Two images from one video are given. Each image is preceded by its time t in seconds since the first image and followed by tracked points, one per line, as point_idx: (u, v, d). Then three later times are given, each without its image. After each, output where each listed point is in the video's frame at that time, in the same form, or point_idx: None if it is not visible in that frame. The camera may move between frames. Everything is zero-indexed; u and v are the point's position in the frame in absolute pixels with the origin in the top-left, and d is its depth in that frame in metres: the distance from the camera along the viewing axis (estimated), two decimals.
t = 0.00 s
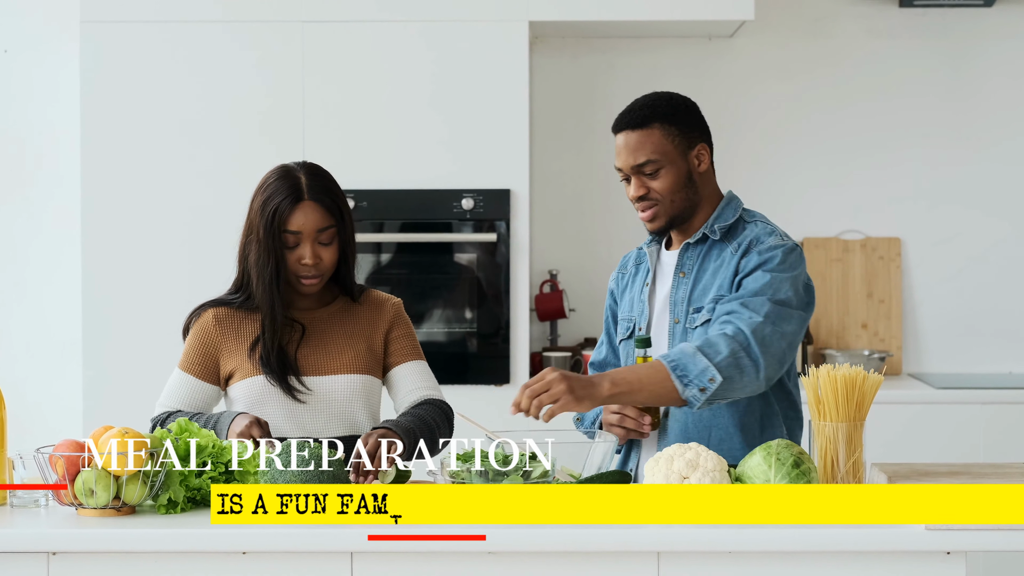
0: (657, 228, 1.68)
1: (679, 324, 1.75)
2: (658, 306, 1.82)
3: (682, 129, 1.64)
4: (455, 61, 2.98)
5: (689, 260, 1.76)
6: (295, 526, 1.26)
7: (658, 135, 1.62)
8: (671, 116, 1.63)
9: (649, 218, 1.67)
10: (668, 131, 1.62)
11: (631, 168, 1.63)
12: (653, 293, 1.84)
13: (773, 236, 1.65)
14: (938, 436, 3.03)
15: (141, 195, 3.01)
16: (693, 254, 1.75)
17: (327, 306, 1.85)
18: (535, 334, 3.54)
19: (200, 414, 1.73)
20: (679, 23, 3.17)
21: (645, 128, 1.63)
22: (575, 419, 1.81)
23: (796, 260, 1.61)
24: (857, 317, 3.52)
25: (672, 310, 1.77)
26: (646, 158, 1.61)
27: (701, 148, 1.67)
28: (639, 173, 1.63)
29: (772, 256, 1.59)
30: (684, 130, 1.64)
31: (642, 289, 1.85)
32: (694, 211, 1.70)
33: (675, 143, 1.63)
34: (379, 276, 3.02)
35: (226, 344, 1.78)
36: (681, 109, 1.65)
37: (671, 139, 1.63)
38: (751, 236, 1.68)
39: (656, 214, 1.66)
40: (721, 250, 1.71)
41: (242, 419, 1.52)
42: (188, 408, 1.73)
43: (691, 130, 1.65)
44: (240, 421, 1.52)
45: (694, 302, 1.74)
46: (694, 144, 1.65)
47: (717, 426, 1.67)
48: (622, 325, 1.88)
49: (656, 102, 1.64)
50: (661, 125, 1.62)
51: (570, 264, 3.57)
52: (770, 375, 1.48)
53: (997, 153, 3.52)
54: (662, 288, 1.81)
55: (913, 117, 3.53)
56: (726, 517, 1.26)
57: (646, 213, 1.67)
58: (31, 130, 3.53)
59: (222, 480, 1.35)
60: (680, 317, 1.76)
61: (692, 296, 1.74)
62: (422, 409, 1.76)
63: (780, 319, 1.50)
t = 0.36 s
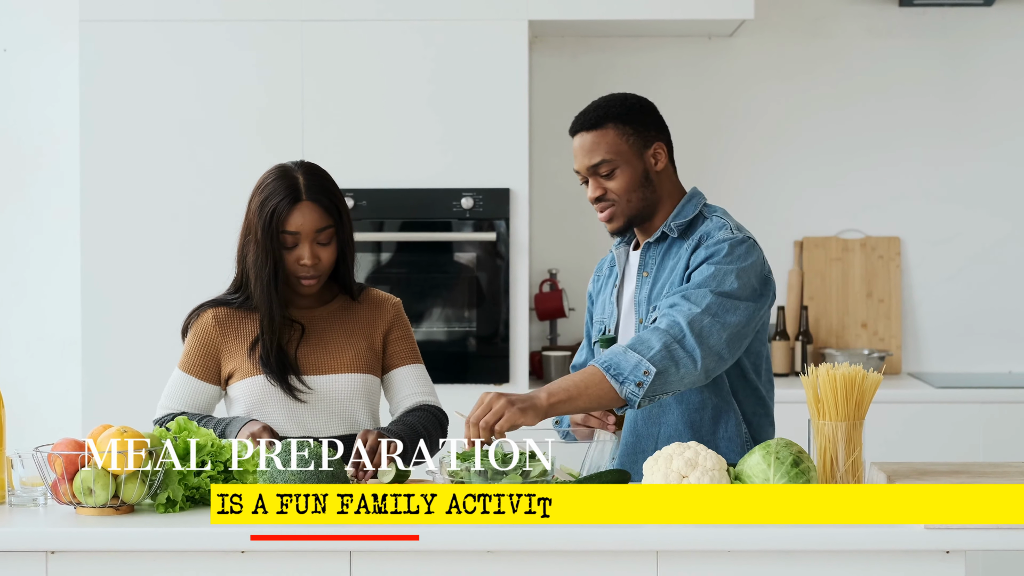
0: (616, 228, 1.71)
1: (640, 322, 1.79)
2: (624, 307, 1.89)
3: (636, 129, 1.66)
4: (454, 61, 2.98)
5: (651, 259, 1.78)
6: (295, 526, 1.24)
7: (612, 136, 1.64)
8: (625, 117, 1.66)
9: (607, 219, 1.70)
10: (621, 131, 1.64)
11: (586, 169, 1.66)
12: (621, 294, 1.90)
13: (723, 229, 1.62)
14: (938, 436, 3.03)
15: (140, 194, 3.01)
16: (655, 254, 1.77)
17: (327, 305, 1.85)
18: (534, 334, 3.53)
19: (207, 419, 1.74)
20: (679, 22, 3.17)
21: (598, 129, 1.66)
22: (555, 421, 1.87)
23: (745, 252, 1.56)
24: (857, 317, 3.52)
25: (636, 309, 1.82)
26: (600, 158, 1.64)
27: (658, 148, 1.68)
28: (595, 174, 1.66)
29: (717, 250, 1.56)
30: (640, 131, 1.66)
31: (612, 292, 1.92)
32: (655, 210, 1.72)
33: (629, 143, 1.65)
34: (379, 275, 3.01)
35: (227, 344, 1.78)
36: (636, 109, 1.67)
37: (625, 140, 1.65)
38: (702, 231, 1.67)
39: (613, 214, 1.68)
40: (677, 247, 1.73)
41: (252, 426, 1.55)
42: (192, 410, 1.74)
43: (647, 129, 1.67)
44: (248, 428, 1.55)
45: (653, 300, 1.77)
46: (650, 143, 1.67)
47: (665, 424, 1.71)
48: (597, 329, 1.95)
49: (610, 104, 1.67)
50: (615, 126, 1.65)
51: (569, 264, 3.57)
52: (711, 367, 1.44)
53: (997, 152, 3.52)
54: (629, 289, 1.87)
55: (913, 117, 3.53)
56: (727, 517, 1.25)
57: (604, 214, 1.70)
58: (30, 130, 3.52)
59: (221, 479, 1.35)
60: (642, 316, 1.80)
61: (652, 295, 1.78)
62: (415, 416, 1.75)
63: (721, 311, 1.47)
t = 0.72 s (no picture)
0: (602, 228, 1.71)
1: (630, 322, 1.79)
2: (608, 308, 1.87)
3: (617, 129, 1.67)
4: (454, 60, 2.98)
5: (637, 258, 1.79)
6: (295, 526, 1.24)
7: (594, 136, 1.65)
8: (605, 117, 1.67)
9: (592, 219, 1.70)
10: (603, 131, 1.65)
11: (570, 171, 1.66)
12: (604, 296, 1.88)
13: (722, 229, 1.67)
14: (937, 435, 3.03)
15: (139, 193, 3.01)
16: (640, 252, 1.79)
17: (326, 304, 1.85)
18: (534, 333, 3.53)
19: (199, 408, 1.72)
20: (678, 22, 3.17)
21: (580, 130, 1.66)
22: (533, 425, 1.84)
23: (751, 254, 1.64)
24: (857, 316, 3.52)
25: (623, 309, 1.81)
26: (584, 158, 1.64)
27: (639, 147, 1.69)
28: (579, 175, 1.66)
29: (727, 254, 1.62)
30: (620, 130, 1.68)
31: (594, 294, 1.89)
32: (638, 208, 1.73)
33: (612, 142, 1.66)
34: (377, 274, 3.01)
35: (227, 338, 1.78)
36: (615, 109, 1.68)
37: (607, 139, 1.66)
38: (693, 231, 1.71)
39: (598, 214, 1.69)
40: (666, 246, 1.75)
41: (251, 411, 1.53)
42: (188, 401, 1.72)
43: (627, 128, 1.68)
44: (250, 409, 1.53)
45: (644, 301, 1.78)
46: (632, 142, 1.68)
47: (670, 424, 1.71)
48: (576, 330, 1.93)
49: (589, 105, 1.68)
50: (596, 126, 1.66)
51: (569, 263, 3.57)
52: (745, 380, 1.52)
53: (997, 152, 3.52)
54: (613, 289, 1.85)
55: (912, 117, 3.53)
56: (727, 518, 1.25)
57: (589, 214, 1.70)
58: (30, 129, 3.52)
59: (219, 478, 1.35)
60: (632, 316, 1.79)
61: (642, 294, 1.78)
62: (414, 416, 1.75)
63: (750, 322, 1.55)
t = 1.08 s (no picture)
0: (603, 227, 1.71)
1: (631, 322, 1.79)
2: (602, 309, 1.85)
3: (618, 128, 1.68)
4: (451, 58, 2.98)
5: (635, 258, 1.79)
6: (294, 526, 1.23)
7: (598, 135, 1.65)
8: (607, 116, 1.67)
9: (593, 218, 1.70)
10: (606, 130, 1.66)
11: (573, 170, 1.65)
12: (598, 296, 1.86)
13: (729, 232, 1.71)
14: (934, 434, 3.03)
15: (135, 192, 3.00)
16: (637, 252, 1.79)
17: (323, 303, 1.84)
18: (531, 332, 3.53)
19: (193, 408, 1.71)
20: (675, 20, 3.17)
21: (583, 129, 1.66)
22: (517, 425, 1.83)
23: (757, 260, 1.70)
24: (854, 314, 3.52)
25: (622, 309, 1.80)
26: (588, 157, 1.64)
27: (638, 146, 1.71)
28: (582, 174, 1.65)
29: (738, 258, 1.67)
30: (620, 130, 1.68)
31: (586, 293, 1.87)
32: (637, 208, 1.74)
33: (614, 141, 1.66)
34: (374, 273, 3.01)
35: (221, 338, 1.77)
36: (615, 108, 1.69)
37: (609, 138, 1.66)
38: (698, 232, 1.74)
39: (601, 214, 1.69)
40: (669, 246, 1.77)
41: (240, 406, 1.55)
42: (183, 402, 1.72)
43: (626, 127, 1.69)
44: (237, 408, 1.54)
45: (645, 300, 1.78)
46: (632, 142, 1.69)
47: (680, 422, 1.71)
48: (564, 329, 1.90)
49: (591, 103, 1.68)
50: (598, 125, 1.66)
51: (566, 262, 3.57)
52: (758, 384, 1.59)
53: (994, 151, 3.53)
54: (609, 290, 1.83)
55: (909, 116, 3.53)
56: (731, 517, 1.23)
57: (590, 214, 1.69)
58: (27, 128, 3.51)
59: (217, 477, 1.35)
60: (631, 315, 1.79)
61: (643, 294, 1.78)
62: (411, 416, 1.75)
63: (764, 327, 1.63)
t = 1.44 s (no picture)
0: (598, 225, 1.70)
1: (622, 318, 1.79)
2: (599, 306, 1.85)
3: (611, 126, 1.67)
4: (450, 56, 2.97)
5: (628, 255, 1.79)
6: (294, 526, 1.23)
7: (589, 134, 1.64)
8: (598, 115, 1.66)
9: (586, 218, 1.69)
10: (597, 128, 1.65)
11: (565, 169, 1.64)
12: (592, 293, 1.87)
13: (714, 225, 1.70)
14: (934, 432, 3.03)
15: (134, 190, 3.00)
16: (630, 250, 1.79)
17: (323, 301, 1.84)
18: (530, 330, 3.53)
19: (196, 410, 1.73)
20: (675, 18, 3.16)
21: (574, 128, 1.65)
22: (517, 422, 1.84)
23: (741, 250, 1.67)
24: (853, 313, 3.52)
25: (615, 306, 1.81)
26: (580, 156, 1.63)
27: (631, 145, 1.70)
28: (574, 173, 1.65)
29: (719, 248, 1.64)
30: (613, 128, 1.67)
31: (581, 290, 1.88)
32: (630, 206, 1.74)
33: (606, 140, 1.65)
34: (373, 271, 3.00)
35: (221, 335, 1.77)
36: (607, 107, 1.68)
37: (601, 136, 1.65)
38: (687, 227, 1.73)
39: (594, 212, 1.68)
40: (659, 242, 1.76)
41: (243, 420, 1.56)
42: (184, 401, 1.73)
43: (619, 126, 1.68)
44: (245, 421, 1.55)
45: (636, 296, 1.78)
46: (624, 140, 1.69)
47: (669, 419, 1.72)
48: (561, 328, 1.91)
49: (583, 102, 1.67)
50: (590, 124, 1.65)
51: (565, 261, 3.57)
52: (738, 365, 1.52)
53: (993, 149, 3.52)
54: (604, 286, 1.84)
55: (909, 114, 3.52)
56: (732, 518, 1.22)
57: (583, 213, 1.69)
58: (26, 125, 3.50)
59: (215, 475, 1.34)
60: (624, 312, 1.80)
61: (634, 290, 1.78)
62: (409, 415, 1.75)
63: (738, 310, 1.57)
